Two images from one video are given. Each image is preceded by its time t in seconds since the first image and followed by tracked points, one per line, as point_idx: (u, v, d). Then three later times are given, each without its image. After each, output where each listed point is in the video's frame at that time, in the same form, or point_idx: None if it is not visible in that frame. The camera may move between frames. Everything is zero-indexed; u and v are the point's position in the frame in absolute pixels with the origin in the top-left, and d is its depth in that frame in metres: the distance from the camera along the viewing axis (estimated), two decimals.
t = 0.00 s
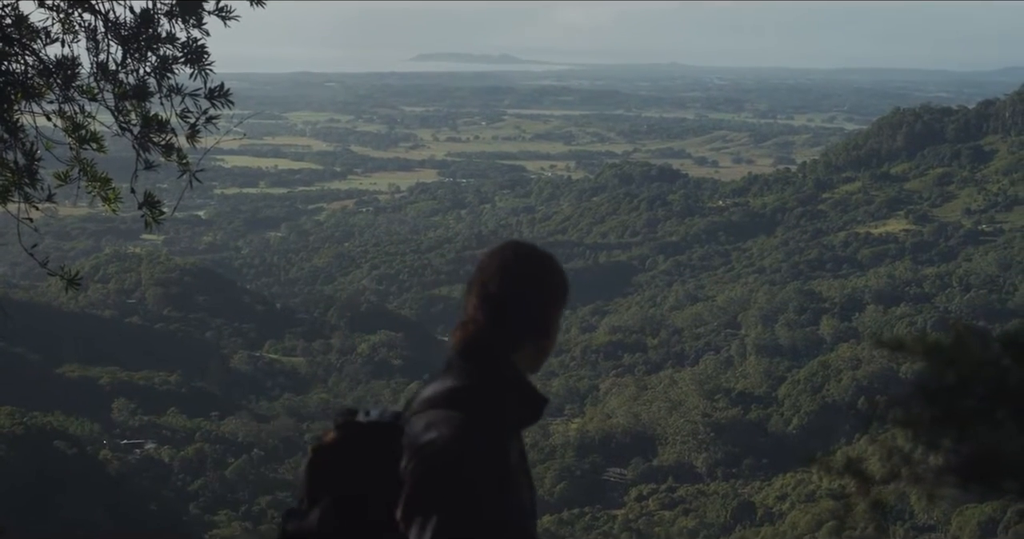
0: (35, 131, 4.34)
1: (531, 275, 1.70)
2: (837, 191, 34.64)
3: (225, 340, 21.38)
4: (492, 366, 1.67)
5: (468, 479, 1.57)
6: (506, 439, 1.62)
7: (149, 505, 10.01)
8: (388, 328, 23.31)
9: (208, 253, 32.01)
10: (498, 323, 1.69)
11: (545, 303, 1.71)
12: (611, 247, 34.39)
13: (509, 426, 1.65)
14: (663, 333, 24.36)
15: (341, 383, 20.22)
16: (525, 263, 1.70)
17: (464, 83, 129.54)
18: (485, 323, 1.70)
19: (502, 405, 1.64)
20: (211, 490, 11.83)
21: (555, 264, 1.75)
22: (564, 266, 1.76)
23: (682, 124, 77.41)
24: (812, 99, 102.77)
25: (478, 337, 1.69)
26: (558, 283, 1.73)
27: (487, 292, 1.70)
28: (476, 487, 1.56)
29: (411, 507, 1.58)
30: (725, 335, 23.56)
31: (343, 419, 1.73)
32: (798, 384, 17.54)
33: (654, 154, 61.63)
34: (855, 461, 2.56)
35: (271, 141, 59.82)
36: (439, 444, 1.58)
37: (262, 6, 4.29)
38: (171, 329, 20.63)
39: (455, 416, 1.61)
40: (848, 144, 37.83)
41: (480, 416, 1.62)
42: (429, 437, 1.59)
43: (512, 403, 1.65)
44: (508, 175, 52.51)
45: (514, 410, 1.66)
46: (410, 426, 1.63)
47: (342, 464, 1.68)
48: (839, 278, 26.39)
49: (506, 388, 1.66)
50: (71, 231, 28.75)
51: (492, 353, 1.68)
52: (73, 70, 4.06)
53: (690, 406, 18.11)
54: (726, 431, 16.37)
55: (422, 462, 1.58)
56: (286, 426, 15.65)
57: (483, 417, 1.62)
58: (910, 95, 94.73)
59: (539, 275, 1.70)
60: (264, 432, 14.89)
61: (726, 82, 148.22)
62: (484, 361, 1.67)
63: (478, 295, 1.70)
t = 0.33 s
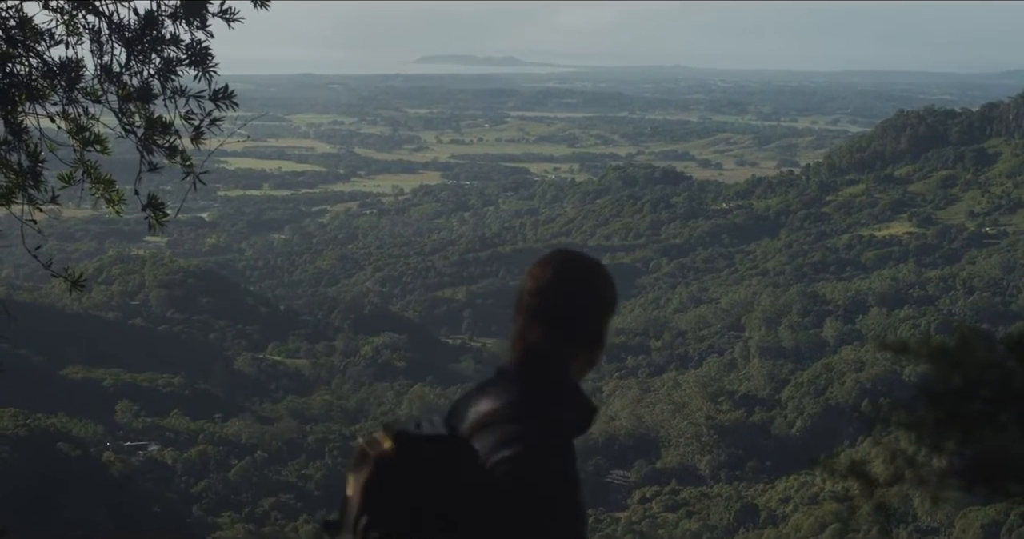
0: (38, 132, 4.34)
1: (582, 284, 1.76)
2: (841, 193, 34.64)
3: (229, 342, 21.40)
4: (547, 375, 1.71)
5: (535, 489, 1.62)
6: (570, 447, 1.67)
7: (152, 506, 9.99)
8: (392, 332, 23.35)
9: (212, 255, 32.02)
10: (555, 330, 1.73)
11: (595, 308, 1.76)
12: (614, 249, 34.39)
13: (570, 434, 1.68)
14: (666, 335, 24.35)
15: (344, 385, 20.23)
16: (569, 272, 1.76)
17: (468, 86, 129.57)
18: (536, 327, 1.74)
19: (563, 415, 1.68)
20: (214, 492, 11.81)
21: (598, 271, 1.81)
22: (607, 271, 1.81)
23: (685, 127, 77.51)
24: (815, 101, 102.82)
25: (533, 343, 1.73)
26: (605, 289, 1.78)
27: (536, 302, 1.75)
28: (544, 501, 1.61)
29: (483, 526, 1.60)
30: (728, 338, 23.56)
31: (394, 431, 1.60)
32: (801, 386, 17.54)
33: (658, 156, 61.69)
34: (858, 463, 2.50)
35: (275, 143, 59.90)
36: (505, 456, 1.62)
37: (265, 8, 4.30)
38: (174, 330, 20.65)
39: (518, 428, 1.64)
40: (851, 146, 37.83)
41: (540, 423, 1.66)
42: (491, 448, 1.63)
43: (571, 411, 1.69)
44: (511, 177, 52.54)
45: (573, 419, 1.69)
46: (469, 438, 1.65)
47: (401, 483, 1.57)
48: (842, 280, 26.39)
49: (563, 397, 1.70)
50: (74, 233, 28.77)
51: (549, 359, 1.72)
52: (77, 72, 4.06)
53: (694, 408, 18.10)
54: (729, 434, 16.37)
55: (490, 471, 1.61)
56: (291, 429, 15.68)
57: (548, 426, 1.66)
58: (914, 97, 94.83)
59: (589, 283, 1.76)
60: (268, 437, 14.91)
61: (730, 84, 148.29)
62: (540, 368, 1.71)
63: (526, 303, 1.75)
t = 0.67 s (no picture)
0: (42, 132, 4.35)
1: (644, 290, 1.74)
2: (843, 194, 34.63)
3: (232, 343, 21.42)
4: (612, 392, 1.71)
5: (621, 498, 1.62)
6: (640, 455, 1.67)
7: (154, 508, 9.98)
8: (394, 333, 23.38)
9: (215, 255, 32.07)
10: (616, 343, 1.72)
11: (658, 314, 1.75)
12: (616, 250, 34.41)
13: (639, 450, 1.68)
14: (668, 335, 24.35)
15: (346, 386, 20.22)
16: (626, 282, 1.74)
17: (470, 86, 129.53)
18: (597, 342, 1.73)
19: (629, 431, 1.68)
20: (216, 493, 11.79)
21: (654, 273, 1.80)
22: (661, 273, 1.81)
23: (687, 127, 77.50)
24: (818, 101, 102.66)
25: (597, 360, 1.72)
26: (664, 295, 1.76)
27: (594, 314, 1.74)
28: (623, 515, 1.62)
29: None
30: (731, 339, 23.55)
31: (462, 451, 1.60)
32: (803, 387, 17.54)
33: (661, 157, 61.65)
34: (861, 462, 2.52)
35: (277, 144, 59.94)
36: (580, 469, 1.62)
37: (268, 8, 4.29)
38: (178, 331, 20.66)
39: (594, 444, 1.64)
40: (854, 147, 37.82)
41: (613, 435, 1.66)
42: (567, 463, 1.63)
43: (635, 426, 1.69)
44: (514, 178, 52.54)
45: (639, 433, 1.69)
46: (544, 457, 1.64)
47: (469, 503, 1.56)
48: (845, 281, 26.37)
49: (628, 411, 1.69)
50: (78, 233, 28.81)
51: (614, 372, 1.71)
52: (80, 73, 4.06)
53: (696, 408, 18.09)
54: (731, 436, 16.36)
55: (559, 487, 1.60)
56: (293, 431, 15.67)
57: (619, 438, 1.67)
58: (917, 97, 94.77)
59: (646, 291, 1.74)
60: (270, 438, 14.90)
61: (732, 84, 148.20)
62: (603, 385, 1.71)
63: (585, 316, 1.74)
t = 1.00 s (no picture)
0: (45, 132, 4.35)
1: (698, 303, 2.30)
2: (846, 192, 34.56)
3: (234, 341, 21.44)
4: (670, 388, 2.30)
5: (682, 477, 2.26)
6: (693, 437, 2.29)
7: (158, 508, 10.01)
8: (396, 332, 23.39)
9: (217, 253, 32.04)
10: (670, 349, 2.29)
11: (711, 323, 2.32)
12: (618, 248, 34.33)
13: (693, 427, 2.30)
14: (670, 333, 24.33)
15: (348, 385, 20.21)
16: (672, 300, 2.30)
17: (472, 85, 129.11)
18: (652, 343, 2.30)
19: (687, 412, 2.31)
20: (219, 491, 11.81)
21: (699, 281, 2.33)
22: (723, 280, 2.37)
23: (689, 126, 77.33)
24: (821, 101, 102.36)
25: (655, 359, 2.29)
26: (705, 305, 2.31)
27: (649, 328, 2.30)
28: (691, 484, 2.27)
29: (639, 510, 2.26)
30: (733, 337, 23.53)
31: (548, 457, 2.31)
32: (805, 386, 17.53)
33: (663, 156, 61.51)
34: (867, 460, 2.51)
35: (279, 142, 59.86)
36: (630, 453, 2.28)
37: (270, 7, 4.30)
38: (180, 329, 20.67)
39: (645, 429, 2.29)
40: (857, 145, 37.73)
41: (668, 419, 2.29)
42: (624, 448, 2.28)
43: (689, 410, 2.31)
44: (515, 177, 52.46)
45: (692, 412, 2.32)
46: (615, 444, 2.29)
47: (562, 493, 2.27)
48: (848, 280, 26.31)
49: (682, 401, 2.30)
50: (80, 232, 28.78)
51: (670, 369, 2.29)
52: (82, 71, 4.06)
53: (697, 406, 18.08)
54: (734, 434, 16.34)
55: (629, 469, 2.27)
56: (295, 428, 15.68)
57: (673, 424, 2.29)
58: (920, 96, 94.52)
59: (692, 306, 2.30)
60: (273, 435, 14.92)
61: (734, 83, 147.73)
62: (663, 383, 2.29)
63: (640, 327, 2.30)
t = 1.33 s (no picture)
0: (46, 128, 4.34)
1: (729, 289, 2.06)
2: (849, 190, 34.52)
3: (236, 336, 21.45)
4: (707, 381, 2.03)
5: (735, 477, 1.97)
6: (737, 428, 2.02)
7: (161, 504, 10.01)
8: (398, 328, 23.38)
9: (220, 249, 32.06)
10: (701, 338, 2.05)
11: (745, 314, 2.07)
12: (621, 245, 34.32)
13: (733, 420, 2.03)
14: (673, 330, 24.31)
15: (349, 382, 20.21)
16: (702, 285, 2.07)
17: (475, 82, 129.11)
18: (683, 337, 2.06)
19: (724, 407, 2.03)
20: (222, 486, 11.81)
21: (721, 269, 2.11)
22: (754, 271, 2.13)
23: (692, 123, 77.21)
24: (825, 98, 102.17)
25: (685, 354, 2.04)
26: (737, 289, 2.08)
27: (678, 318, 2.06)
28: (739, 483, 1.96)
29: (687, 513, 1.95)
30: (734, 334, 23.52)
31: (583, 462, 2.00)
32: (807, 384, 17.49)
33: (666, 153, 61.44)
34: (866, 457, 2.52)
35: (282, 138, 59.89)
36: (660, 449, 1.98)
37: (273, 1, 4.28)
38: (183, 324, 20.68)
39: (674, 429, 2.00)
40: (860, 142, 37.65)
41: (714, 413, 2.02)
42: (650, 444, 1.99)
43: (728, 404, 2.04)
44: (518, 173, 52.42)
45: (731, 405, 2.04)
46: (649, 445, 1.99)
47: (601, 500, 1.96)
48: (850, 277, 26.28)
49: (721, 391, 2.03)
50: (83, 227, 28.82)
51: (699, 367, 2.03)
52: (85, 66, 4.06)
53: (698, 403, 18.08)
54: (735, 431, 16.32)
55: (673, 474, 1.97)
56: (296, 424, 15.68)
57: (718, 416, 2.02)
58: (924, 93, 94.38)
59: (723, 287, 2.07)
60: (274, 431, 14.93)
61: (737, 81, 147.64)
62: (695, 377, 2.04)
63: (669, 319, 2.07)
